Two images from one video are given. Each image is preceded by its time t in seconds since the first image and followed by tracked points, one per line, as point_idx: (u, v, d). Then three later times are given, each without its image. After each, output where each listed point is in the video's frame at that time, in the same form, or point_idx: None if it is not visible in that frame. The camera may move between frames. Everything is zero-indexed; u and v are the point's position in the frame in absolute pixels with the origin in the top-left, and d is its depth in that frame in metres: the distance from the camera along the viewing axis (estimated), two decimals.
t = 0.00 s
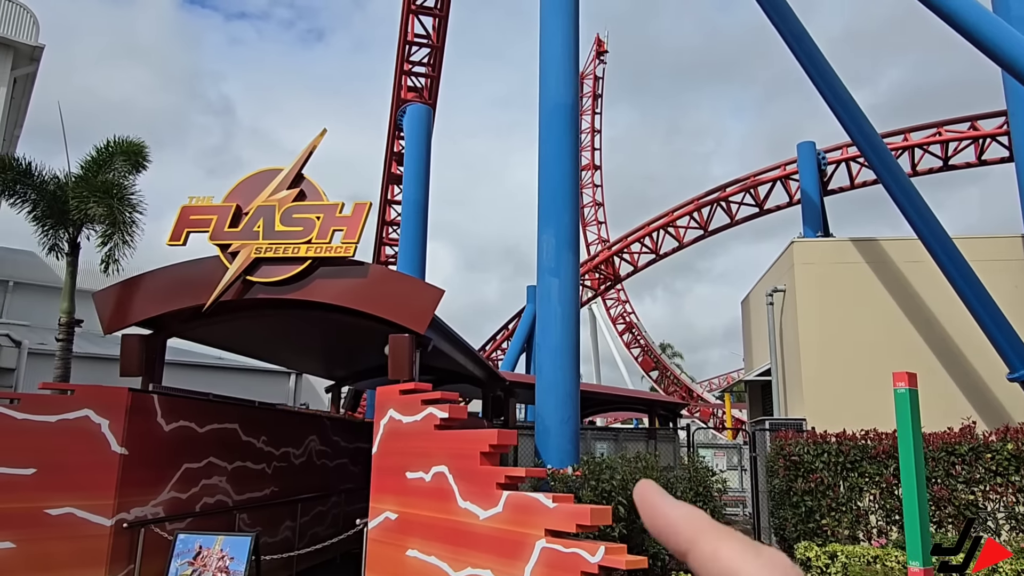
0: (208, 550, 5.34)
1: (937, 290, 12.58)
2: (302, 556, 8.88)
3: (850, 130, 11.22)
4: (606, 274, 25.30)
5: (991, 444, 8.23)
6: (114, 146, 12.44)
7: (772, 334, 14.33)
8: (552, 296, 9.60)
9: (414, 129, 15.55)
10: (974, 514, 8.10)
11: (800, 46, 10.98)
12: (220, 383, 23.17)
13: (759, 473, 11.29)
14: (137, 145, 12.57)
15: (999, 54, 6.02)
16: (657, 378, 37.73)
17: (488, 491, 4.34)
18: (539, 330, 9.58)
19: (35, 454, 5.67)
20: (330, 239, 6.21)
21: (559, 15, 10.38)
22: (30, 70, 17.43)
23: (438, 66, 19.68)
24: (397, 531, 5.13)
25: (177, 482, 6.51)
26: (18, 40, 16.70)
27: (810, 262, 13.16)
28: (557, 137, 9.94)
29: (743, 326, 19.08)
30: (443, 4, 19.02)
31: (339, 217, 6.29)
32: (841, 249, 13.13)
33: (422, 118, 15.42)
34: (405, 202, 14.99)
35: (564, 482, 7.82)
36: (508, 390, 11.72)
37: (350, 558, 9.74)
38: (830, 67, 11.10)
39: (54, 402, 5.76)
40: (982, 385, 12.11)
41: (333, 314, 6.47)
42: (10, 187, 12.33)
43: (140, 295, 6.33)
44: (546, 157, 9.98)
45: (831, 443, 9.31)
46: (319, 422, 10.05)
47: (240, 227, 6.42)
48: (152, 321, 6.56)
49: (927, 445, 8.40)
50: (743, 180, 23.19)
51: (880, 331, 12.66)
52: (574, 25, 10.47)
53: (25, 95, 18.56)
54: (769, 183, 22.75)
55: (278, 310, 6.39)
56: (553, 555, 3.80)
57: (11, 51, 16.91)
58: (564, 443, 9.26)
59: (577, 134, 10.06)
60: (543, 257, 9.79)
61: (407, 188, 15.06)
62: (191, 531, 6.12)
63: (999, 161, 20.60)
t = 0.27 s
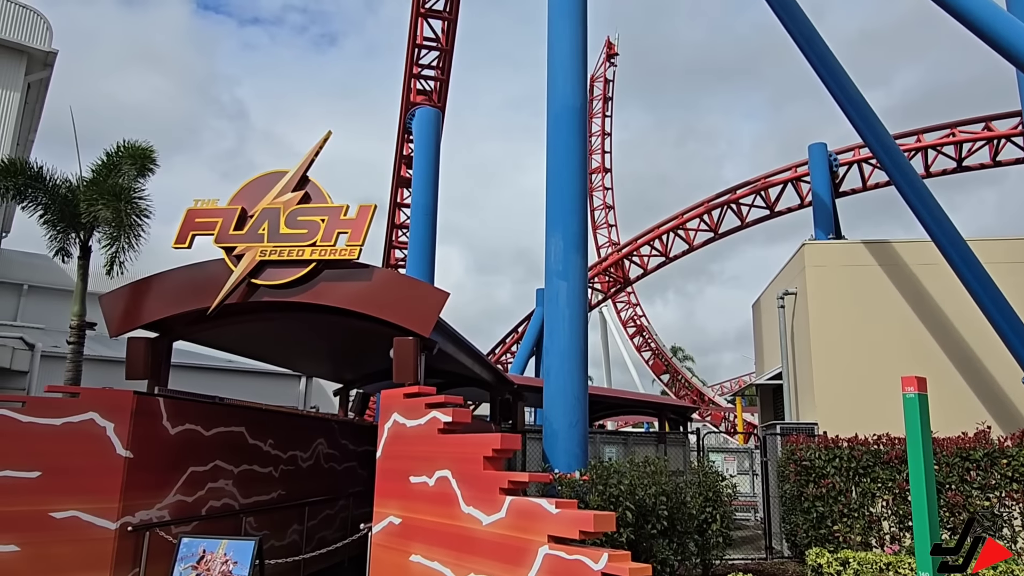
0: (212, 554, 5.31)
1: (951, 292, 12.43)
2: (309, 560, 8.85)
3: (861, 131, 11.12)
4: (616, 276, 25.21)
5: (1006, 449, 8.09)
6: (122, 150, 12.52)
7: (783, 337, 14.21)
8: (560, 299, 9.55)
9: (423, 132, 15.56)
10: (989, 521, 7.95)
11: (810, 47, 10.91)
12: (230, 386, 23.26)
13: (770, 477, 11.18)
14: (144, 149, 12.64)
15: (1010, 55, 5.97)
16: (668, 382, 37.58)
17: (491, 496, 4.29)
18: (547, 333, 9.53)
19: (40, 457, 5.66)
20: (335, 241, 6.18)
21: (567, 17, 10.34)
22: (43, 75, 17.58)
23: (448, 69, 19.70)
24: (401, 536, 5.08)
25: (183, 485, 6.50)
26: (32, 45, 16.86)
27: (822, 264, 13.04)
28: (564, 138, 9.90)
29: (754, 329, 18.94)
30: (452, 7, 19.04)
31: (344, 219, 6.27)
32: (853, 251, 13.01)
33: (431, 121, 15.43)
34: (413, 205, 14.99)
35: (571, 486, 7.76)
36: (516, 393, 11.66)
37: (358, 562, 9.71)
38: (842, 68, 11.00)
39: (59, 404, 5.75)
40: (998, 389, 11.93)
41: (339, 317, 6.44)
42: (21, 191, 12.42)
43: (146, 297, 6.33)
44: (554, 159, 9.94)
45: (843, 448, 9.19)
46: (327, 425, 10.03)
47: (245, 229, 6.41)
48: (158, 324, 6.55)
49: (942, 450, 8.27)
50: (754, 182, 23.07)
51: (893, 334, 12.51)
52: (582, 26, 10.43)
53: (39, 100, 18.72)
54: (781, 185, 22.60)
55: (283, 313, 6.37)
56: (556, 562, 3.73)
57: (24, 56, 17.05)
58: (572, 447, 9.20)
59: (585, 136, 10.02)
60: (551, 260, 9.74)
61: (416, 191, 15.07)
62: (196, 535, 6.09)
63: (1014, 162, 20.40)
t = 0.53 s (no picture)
0: (221, 554, 5.29)
1: (965, 290, 12.29)
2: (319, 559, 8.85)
3: (874, 126, 11.01)
4: (627, 275, 25.11)
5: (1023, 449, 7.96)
6: (133, 151, 12.57)
7: (795, 336, 14.10)
8: (569, 297, 9.50)
9: (432, 131, 15.55)
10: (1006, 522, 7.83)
11: (822, 42, 10.82)
12: (241, 385, 23.36)
13: (782, 477, 11.09)
14: (155, 150, 12.68)
15: None
16: (679, 381, 37.46)
17: (500, 496, 4.24)
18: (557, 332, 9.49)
19: (49, 456, 5.66)
20: (343, 240, 6.16)
21: (576, 14, 10.29)
22: (56, 76, 17.68)
23: (457, 68, 19.68)
24: (410, 535, 5.05)
25: (192, 484, 6.50)
26: (44, 47, 16.97)
27: (834, 262, 12.93)
28: (574, 136, 9.84)
29: (766, 328, 18.81)
30: (461, 6, 19.01)
31: (352, 218, 6.24)
32: (865, 249, 12.88)
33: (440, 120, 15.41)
34: (423, 204, 14.97)
35: (582, 486, 7.71)
36: (526, 392, 11.63)
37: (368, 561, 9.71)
38: (854, 64, 10.90)
39: (69, 403, 5.74)
40: (1014, 388, 11.78)
41: (347, 316, 6.42)
42: (33, 192, 12.49)
43: (155, 296, 6.34)
44: (563, 157, 9.89)
45: (856, 447, 9.09)
46: (337, 424, 10.03)
47: (254, 228, 6.39)
48: (167, 323, 6.55)
49: (957, 450, 8.16)
50: (765, 180, 22.93)
51: (907, 332, 12.38)
52: (591, 23, 10.36)
53: (51, 101, 18.85)
54: (792, 183, 22.44)
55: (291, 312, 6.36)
56: (565, 562, 3.68)
57: (37, 58, 17.17)
58: (583, 447, 9.14)
59: (594, 133, 9.96)
60: (561, 259, 9.70)
61: (426, 191, 15.05)
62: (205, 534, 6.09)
63: None
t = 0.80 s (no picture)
0: (235, 548, 5.31)
1: (981, 284, 12.18)
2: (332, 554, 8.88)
3: (887, 119, 10.92)
4: (637, 271, 25.03)
5: None
6: (145, 148, 12.63)
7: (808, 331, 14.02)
8: (581, 293, 9.48)
9: (443, 127, 15.52)
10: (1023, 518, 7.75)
11: (834, 35, 10.76)
12: (253, 381, 23.48)
13: (795, 472, 11.03)
14: (167, 147, 12.74)
15: None
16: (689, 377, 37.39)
17: (513, 491, 4.23)
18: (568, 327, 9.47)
19: (65, 451, 5.69)
20: (355, 235, 6.16)
21: (587, 8, 10.23)
22: (68, 74, 17.75)
23: (467, 64, 19.64)
24: (423, 530, 5.05)
25: (206, 479, 6.54)
26: (57, 45, 17.07)
27: (848, 257, 12.83)
28: (585, 131, 9.80)
29: (778, 323, 18.71)
30: (471, 2, 18.96)
31: (364, 213, 6.24)
32: (879, 243, 12.77)
33: (450, 115, 15.37)
34: (433, 200, 14.96)
35: (594, 482, 7.69)
36: (538, 388, 11.62)
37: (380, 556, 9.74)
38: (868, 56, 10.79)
39: (84, 399, 5.77)
40: None
41: (359, 311, 6.42)
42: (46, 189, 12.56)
43: (170, 291, 6.37)
44: (574, 152, 9.85)
45: (871, 443, 9.03)
46: (349, 420, 10.05)
47: (266, 224, 6.40)
48: (181, 319, 6.57)
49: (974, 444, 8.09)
50: (777, 174, 22.79)
51: (921, 327, 12.28)
52: (601, 17, 10.30)
53: (64, 99, 18.96)
54: (805, 177, 22.31)
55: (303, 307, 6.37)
56: (579, 557, 3.66)
57: (49, 56, 17.25)
58: (595, 442, 9.13)
59: (605, 128, 9.91)
60: (572, 254, 9.67)
61: (436, 187, 15.04)
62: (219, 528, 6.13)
63: None
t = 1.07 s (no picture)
0: (252, 540, 5.36)
1: (997, 276, 12.07)
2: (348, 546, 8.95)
3: (903, 110, 10.81)
4: (649, 264, 24.95)
5: None
6: (160, 144, 12.70)
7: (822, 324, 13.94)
8: (594, 286, 9.46)
9: (454, 120, 15.50)
10: None
11: (849, 26, 10.68)
12: (267, 375, 23.65)
13: (809, 465, 10.99)
14: (182, 142, 12.81)
15: None
16: (702, 371, 37.33)
17: (529, 483, 4.24)
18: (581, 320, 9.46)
19: (84, 444, 5.75)
20: (369, 229, 6.17)
21: None
22: (83, 71, 17.86)
23: (478, 57, 19.60)
24: (438, 523, 5.08)
25: (223, 472, 6.60)
26: (71, 42, 17.17)
27: (862, 249, 12.74)
28: (597, 123, 9.77)
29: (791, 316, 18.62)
30: None
31: (378, 206, 6.25)
32: (894, 235, 12.67)
33: (462, 109, 15.35)
34: (445, 193, 14.97)
35: (608, 474, 7.70)
36: (551, 381, 11.63)
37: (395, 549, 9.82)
38: (884, 47, 10.68)
39: (102, 392, 5.82)
40: None
41: (373, 305, 6.45)
42: (62, 185, 12.66)
43: (186, 285, 6.40)
44: (587, 145, 9.82)
45: (886, 436, 8.98)
46: (363, 413, 10.11)
47: (281, 218, 6.42)
48: (197, 313, 6.62)
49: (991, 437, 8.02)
50: (790, 166, 22.64)
51: (937, 320, 12.17)
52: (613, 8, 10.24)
53: (79, 95, 19.07)
54: (819, 169, 22.14)
55: (318, 301, 6.41)
56: (596, 550, 3.67)
57: (63, 53, 17.35)
58: (608, 436, 9.11)
59: (618, 120, 9.87)
60: (584, 247, 9.66)
61: (448, 181, 15.03)
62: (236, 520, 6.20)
63: None
